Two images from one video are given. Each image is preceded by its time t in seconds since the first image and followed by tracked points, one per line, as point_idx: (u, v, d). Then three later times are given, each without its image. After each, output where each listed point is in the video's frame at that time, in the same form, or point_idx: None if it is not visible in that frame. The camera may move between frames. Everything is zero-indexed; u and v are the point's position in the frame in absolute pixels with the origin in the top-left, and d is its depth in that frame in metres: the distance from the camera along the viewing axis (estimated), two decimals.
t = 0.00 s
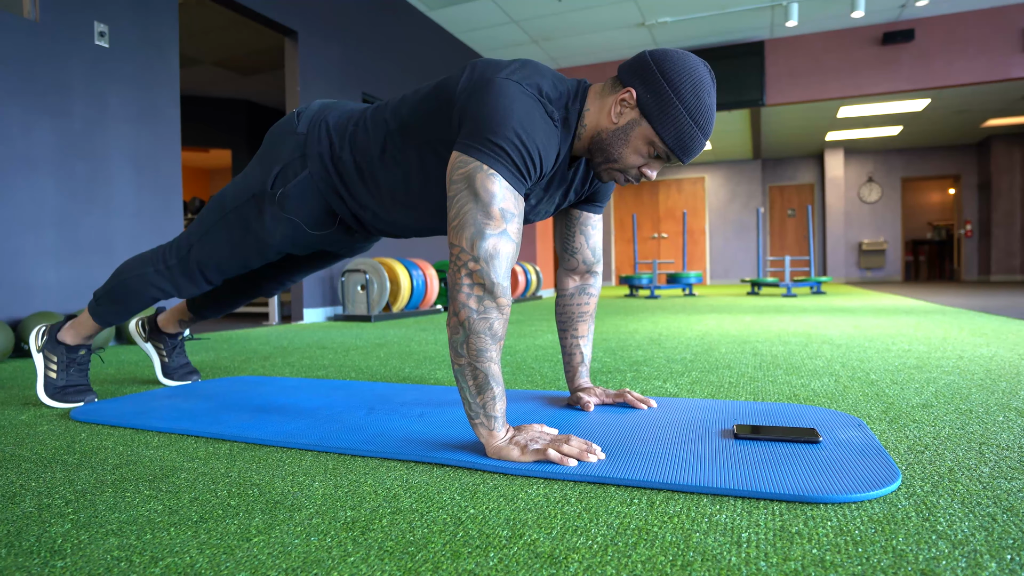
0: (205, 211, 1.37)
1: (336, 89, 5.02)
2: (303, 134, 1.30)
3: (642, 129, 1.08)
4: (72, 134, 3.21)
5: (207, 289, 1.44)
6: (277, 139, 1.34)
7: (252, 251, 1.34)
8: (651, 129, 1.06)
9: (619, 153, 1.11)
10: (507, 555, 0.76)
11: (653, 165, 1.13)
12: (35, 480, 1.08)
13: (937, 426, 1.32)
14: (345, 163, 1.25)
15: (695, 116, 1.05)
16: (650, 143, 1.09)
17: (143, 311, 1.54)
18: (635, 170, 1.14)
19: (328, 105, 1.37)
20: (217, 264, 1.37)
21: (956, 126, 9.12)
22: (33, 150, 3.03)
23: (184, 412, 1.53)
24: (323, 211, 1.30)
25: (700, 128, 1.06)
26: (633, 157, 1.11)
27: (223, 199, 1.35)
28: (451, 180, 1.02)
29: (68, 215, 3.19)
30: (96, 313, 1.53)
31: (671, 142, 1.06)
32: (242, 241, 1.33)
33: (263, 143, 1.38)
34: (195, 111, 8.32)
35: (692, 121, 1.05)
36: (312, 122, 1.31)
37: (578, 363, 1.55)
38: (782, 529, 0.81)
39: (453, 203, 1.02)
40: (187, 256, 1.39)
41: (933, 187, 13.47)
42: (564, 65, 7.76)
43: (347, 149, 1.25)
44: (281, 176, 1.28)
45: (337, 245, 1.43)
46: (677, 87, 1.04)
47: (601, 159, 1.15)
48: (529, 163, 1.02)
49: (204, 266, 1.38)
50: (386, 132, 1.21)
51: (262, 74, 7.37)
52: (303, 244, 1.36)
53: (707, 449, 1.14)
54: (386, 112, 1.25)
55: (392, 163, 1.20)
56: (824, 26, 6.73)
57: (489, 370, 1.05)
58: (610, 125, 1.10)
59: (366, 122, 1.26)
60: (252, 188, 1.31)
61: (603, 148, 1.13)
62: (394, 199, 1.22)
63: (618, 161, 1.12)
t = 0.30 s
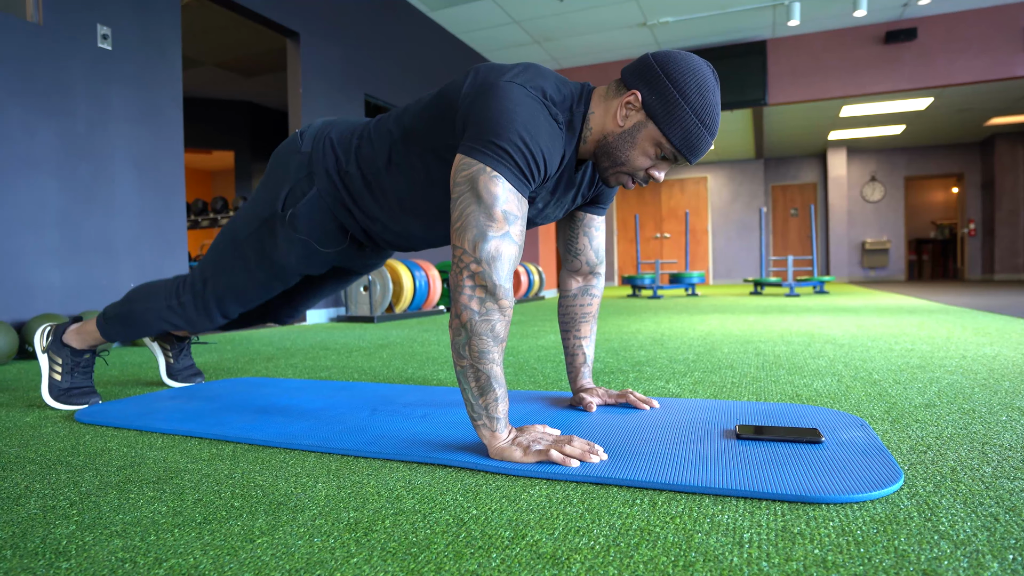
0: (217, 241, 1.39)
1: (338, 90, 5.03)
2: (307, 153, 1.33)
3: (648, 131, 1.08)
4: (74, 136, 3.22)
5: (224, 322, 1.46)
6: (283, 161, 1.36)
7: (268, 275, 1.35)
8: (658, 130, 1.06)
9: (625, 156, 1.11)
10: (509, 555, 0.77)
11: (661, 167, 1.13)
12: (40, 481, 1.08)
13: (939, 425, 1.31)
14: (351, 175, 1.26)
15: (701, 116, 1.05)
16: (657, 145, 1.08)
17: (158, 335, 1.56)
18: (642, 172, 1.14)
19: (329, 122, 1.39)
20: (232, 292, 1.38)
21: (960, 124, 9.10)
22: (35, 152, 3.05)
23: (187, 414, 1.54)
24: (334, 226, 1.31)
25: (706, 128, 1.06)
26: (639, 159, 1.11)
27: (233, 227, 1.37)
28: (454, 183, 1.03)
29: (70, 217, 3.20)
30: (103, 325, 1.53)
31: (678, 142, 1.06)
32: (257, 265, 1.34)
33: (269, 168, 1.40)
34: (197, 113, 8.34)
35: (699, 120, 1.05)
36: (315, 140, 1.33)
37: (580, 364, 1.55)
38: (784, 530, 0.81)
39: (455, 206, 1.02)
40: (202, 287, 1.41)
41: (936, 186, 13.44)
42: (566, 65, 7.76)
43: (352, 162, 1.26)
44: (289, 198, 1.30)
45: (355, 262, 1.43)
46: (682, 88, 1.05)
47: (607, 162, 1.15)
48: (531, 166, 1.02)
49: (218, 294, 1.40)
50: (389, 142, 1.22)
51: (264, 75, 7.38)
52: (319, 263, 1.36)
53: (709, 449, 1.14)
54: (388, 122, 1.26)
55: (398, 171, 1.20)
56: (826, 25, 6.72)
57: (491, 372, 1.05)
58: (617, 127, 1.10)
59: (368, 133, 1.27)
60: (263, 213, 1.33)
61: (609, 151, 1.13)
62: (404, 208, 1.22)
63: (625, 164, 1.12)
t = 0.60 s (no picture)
0: (234, 281, 1.40)
1: (338, 90, 5.03)
2: (313, 176, 1.33)
3: (654, 128, 1.07)
4: (75, 137, 3.23)
5: (252, 366, 1.45)
6: (288, 188, 1.37)
7: (289, 305, 1.35)
8: (664, 128, 1.06)
9: (631, 155, 1.11)
10: (510, 556, 0.76)
11: (667, 165, 1.12)
12: (42, 483, 1.09)
13: (942, 423, 1.31)
14: (359, 193, 1.26)
15: (707, 112, 1.05)
16: (663, 143, 1.08)
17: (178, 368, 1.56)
18: (649, 171, 1.13)
19: (331, 143, 1.40)
20: (253, 329, 1.38)
21: (962, 120, 9.07)
22: (37, 154, 3.05)
23: (190, 415, 1.54)
24: (347, 245, 1.31)
25: (712, 124, 1.05)
26: (646, 158, 1.11)
27: (249, 263, 1.39)
28: (455, 184, 1.02)
29: (72, 218, 3.20)
30: (126, 348, 1.54)
31: (684, 139, 1.06)
32: (276, 295, 1.35)
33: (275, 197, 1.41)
34: (198, 113, 8.35)
35: (705, 118, 1.05)
36: (319, 163, 1.33)
37: (582, 363, 1.55)
38: (786, 529, 0.81)
39: (455, 206, 1.02)
40: (225, 330, 1.42)
41: (939, 182, 13.40)
42: (567, 63, 7.75)
43: (358, 179, 1.27)
44: (300, 224, 1.31)
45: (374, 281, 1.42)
46: (687, 84, 1.04)
47: (613, 161, 1.15)
48: (533, 167, 1.02)
49: (239, 330, 1.40)
50: (394, 156, 1.22)
51: (265, 76, 7.38)
52: (338, 285, 1.36)
53: (711, 448, 1.14)
54: (390, 137, 1.26)
55: (406, 184, 1.20)
56: (827, 22, 6.70)
57: (491, 373, 1.05)
58: (622, 126, 1.10)
59: (371, 150, 1.28)
60: (277, 244, 1.34)
61: (615, 151, 1.13)
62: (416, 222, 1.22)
63: (632, 163, 1.12)
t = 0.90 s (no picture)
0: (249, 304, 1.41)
1: (338, 88, 5.02)
2: (318, 191, 1.35)
3: (660, 123, 1.07)
4: (77, 138, 3.23)
5: (271, 391, 1.43)
6: (296, 205, 1.39)
7: (304, 321, 1.35)
8: (670, 121, 1.06)
9: (638, 150, 1.11)
10: (513, 552, 0.76)
11: (673, 159, 1.12)
12: (46, 481, 1.09)
13: (943, 418, 1.31)
14: (365, 203, 1.27)
15: (713, 104, 1.04)
16: (670, 136, 1.08)
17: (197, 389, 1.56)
18: (656, 165, 1.13)
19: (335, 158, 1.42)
20: (269, 350, 1.37)
21: (963, 115, 9.04)
22: (38, 153, 3.05)
23: (194, 414, 1.54)
24: (357, 255, 1.31)
25: (719, 117, 1.05)
26: (652, 152, 1.11)
27: (262, 285, 1.39)
28: (457, 180, 1.02)
29: (74, 219, 3.20)
30: (145, 361, 1.50)
31: (691, 133, 1.05)
32: (290, 311, 1.34)
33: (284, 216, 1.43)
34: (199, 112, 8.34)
35: (711, 110, 1.04)
36: (324, 177, 1.35)
37: (584, 359, 1.55)
38: (788, 523, 0.81)
39: (457, 203, 1.02)
40: (241, 355, 1.41)
41: (941, 177, 13.36)
42: (567, 60, 7.73)
43: (363, 190, 1.27)
44: (309, 238, 1.33)
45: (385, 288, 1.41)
46: (692, 77, 1.04)
47: (620, 157, 1.15)
48: (535, 164, 1.01)
49: (252, 347, 1.39)
50: (397, 163, 1.22)
51: (265, 74, 7.37)
52: (352, 297, 1.36)
53: (712, 444, 1.13)
54: (393, 145, 1.27)
55: (411, 189, 1.20)
56: (828, 17, 6.67)
57: (492, 370, 1.05)
58: (627, 121, 1.10)
59: (374, 160, 1.28)
60: (289, 261, 1.35)
61: (621, 146, 1.13)
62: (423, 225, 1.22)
63: (638, 157, 1.12)
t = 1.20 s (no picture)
0: (254, 313, 1.42)
1: (338, 85, 5.01)
2: (321, 198, 1.35)
3: (664, 115, 1.07)
4: (76, 138, 3.22)
5: (277, 400, 1.45)
6: (299, 214, 1.39)
7: (311, 328, 1.36)
8: (673, 114, 1.05)
9: (642, 144, 1.11)
10: (514, 548, 0.77)
11: (678, 152, 1.12)
12: (45, 480, 1.09)
13: (944, 412, 1.31)
14: (368, 207, 1.26)
15: (716, 96, 1.04)
16: (673, 129, 1.08)
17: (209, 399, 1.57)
18: (660, 159, 1.13)
19: (336, 164, 1.42)
20: (276, 358, 1.39)
21: (963, 110, 9.04)
22: (38, 153, 3.05)
23: (194, 412, 1.54)
24: (362, 261, 1.31)
25: (722, 109, 1.05)
26: (657, 146, 1.10)
27: (266, 294, 1.40)
28: (459, 177, 1.02)
29: (74, 218, 3.20)
30: (151, 365, 1.49)
31: (695, 125, 1.05)
32: (297, 320, 1.35)
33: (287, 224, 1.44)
34: (197, 110, 8.32)
35: (714, 102, 1.04)
36: (327, 185, 1.35)
37: (584, 355, 1.55)
38: (789, 519, 0.81)
39: (459, 199, 1.01)
40: (247, 364, 1.42)
41: (941, 172, 13.35)
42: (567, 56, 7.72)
43: (366, 194, 1.27)
44: (314, 246, 1.33)
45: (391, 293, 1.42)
46: (695, 69, 1.04)
47: (624, 152, 1.14)
48: (538, 161, 1.01)
49: (259, 357, 1.40)
50: (399, 166, 1.22)
51: (263, 72, 7.35)
52: (358, 304, 1.36)
53: (713, 440, 1.13)
54: (395, 150, 1.27)
55: (416, 193, 1.20)
56: (828, 12, 6.66)
57: (493, 366, 1.05)
58: (630, 115, 1.10)
59: (377, 165, 1.28)
60: (294, 270, 1.35)
61: (625, 140, 1.12)
62: (428, 228, 1.21)
63: (642, 152, 1.12)
